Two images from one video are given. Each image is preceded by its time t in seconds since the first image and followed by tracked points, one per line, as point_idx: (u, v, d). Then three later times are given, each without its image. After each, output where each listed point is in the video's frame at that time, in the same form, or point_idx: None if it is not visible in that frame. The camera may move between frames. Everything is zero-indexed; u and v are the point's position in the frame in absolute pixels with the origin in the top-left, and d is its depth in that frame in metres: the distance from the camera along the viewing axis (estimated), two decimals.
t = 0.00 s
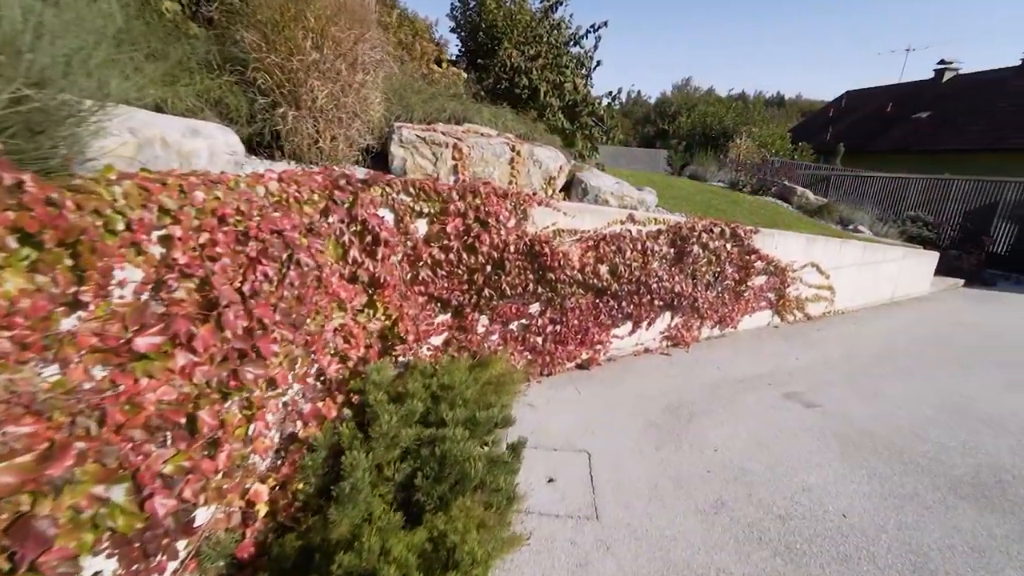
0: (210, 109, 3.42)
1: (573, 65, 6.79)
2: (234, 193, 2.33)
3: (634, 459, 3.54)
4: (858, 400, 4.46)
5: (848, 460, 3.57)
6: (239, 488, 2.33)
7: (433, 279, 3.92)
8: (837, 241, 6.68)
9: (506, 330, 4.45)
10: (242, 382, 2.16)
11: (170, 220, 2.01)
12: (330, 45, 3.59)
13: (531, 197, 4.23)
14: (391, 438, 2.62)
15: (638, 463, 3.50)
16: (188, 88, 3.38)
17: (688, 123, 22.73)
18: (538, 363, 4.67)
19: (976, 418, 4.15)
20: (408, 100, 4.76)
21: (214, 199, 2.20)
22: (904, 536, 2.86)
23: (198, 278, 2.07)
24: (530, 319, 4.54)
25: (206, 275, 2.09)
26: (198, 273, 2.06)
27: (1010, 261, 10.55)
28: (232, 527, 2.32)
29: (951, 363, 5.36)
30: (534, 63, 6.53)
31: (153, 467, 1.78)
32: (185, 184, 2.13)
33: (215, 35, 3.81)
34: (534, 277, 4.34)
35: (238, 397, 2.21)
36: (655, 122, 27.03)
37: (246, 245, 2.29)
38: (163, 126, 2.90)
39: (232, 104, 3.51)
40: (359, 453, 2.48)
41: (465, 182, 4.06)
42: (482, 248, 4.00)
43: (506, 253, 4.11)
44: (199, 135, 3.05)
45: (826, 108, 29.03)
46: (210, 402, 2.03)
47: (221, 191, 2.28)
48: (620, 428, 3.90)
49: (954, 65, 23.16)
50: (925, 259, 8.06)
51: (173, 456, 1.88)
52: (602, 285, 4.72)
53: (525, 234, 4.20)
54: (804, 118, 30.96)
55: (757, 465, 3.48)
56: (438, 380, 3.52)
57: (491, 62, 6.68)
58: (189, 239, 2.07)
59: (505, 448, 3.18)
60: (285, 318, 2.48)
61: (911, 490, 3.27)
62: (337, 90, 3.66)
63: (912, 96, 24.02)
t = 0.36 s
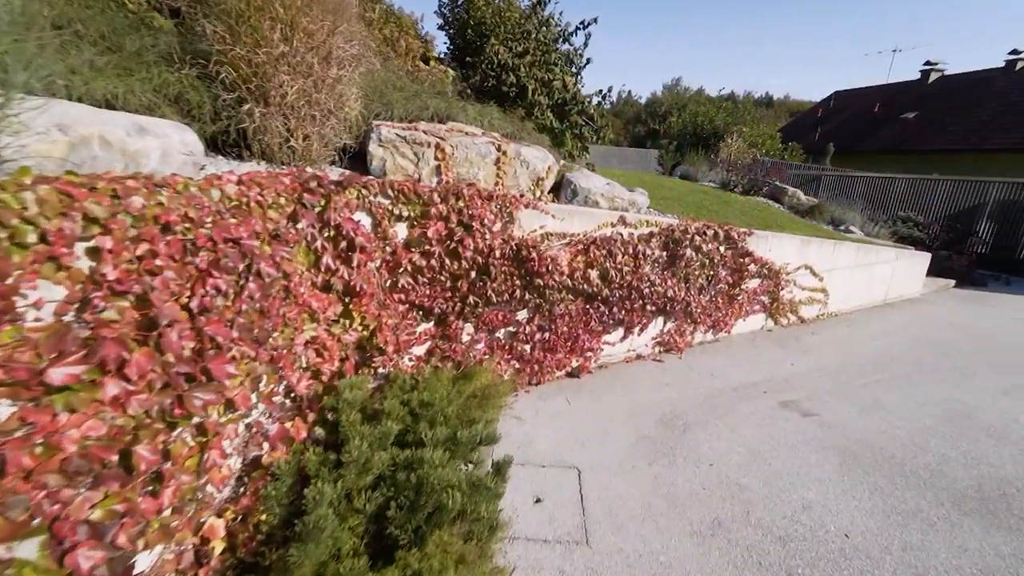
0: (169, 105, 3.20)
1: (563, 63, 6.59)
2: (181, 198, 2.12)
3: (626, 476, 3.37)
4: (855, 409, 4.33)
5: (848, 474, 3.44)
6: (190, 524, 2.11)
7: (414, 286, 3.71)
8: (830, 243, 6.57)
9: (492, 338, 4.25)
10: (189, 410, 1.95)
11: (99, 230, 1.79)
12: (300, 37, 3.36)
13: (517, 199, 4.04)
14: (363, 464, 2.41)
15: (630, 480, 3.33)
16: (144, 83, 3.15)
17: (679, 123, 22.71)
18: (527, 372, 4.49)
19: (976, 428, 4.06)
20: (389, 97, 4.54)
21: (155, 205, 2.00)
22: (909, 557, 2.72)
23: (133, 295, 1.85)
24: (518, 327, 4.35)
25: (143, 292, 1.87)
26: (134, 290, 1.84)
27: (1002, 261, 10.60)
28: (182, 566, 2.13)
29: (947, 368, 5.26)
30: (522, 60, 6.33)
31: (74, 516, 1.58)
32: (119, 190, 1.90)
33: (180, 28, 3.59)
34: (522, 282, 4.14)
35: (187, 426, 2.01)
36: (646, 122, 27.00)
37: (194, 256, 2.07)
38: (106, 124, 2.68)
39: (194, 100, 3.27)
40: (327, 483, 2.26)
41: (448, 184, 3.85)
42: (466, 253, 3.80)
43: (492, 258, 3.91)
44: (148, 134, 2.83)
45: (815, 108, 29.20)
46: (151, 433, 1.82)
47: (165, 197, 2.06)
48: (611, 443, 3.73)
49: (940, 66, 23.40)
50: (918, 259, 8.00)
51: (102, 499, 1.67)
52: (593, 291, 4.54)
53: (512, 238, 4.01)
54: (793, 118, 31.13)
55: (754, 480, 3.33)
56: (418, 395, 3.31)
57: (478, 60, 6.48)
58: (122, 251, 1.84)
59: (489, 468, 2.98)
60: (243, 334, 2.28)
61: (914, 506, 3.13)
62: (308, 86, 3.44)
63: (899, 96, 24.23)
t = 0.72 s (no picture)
0: (124, 100, 2.99)
1: (553, 59, 6.38)
2: (117, 202, 1.90)
3: (619, 494, 3.17)
4: (856, 418, 4.18)
5: (853, 489, 3.27)
6: (134, 566, 1.92)
7: (395, 294, 3.49)
8: (827, 244, 6.44)
9: (479, 347, 4.04)
10: (123, 443, 1.73)
11: (8, 241, 1.57)
12: (268, 27, 3.13)
13: (504, 201, 3.83)
14: (331, 494, 2.18)
15: (624, 499, 3.13)
16: (96, 76, 2.94)
17: (671, 123, 22.63)
18: (515, 381, 4.29)
19: (981, 437, 3.92)
20: (370, 94, 4.32)
21: (82, 210, 1.77)
22: None
23: (52, 315, 1.62)
24: (505, 335, 4.15)
25: (63, 310, 1.64)
26: (50, 308, 1.61)
27: (994, 261, 10.58)
28: None
29: (947, 374, 5.14)
30: (511, 56, 6.12)
31: None
32: (37, 193, 1.68)
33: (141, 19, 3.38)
34: (509, 288, 3.93)
35: (126, 459, 1.82)
36: (638, 122, 26.92)
37: (132, 268, 1.86)
38: (33, 117, 2.46)
39: (151, 94, 3.06)
40: (289, 518, 2.04)
41: (430, 185, 3.64)
42: (449, 258, 3.59)
43: (478, 263, 3.70)
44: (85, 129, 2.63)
45: (806, 108, 29.31)
46: (76, 473, 1.62)
47: (97, 201, 1.85)
48: (604, 457, 3.54)
49: (929, 66, 23.57)
50: (913, 260, 7.91)
51: (12, 553, 1.47)
52: (584, 296, 4.35)
53: (498, 242, 3.80)
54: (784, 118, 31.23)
55: (755, 498, 3.15)
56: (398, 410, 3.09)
57: (466, 57, 6.27)
58: (36, 263, 1.61)
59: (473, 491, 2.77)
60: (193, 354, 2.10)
61: (922, 524, 2.98)
62: (278, 80, 3.21)
63: (889, 96, 24.33)
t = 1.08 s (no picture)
0: (67, 94, 2.78)
1: (541, 56, 6.17)
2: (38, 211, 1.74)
3: (611, 516, 2.97)
4: (856, 427, 4.03)
5: (856, 506, 3.11)
6: None
7: (371, 302, 3.26)
8: (821, 245, 6.31)
9: (463, 357, 3.83)
10: (30, 488, 1.56)
11: None
12: (229, 15, 2.89)
13: (488, 203, 3.61)
14: (291, 532, 1.96)
15: (616, 520, 2.94)
16: (35, 66, 2.72)
17: (662, 123, 22.58)
18: (502, 393, 4.08)
19: (985, 446, 3.79)
20: (347, 90, 4.10)
21: None
22: None
23: None
24: (491, 344, 3.94)
25: None
26: None
27: (985, 261, 10.58)
28: None
29: (945, 378, 5.02)
30: (498, 53, 5.91)
31: None
32: None
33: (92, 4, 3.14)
34: (495, 295, 3.72)
35: (41, 506, 1.65)
36: (630, 122, 26.85)
37: (48, 284, 1.67)
38: None
39: (97, 88, 2.86)
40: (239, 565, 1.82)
41: (410, 186, 3.41)
42: (429, 265, 3.37)
43: (460, 269, 3.48)
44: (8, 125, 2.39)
45: (795, 109, 29.46)
46: None
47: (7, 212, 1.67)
48: (594, 475, 3.34)
49: (915, 68, 23.81)
50: (906, 261, 7.83)
51: None
52: (574, 302, 4.15)
53: (482, 247, 3.59)
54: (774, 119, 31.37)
55: (754, 517, 2.97)
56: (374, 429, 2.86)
57: (451, 53, 6.05)
58: None
59: (453, 520, 2.55)
60: (128, 378, 1.88)
61: (930, 544, 2.81)
62: (240, 73, 2.98)
63: (877, 97, 24.49)
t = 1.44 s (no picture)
0: None
1: (529, 52, 5.95)
2: None
3: (599, 540, 2.78)
4: (854, 438, 3.87)
5: (858, 526, 2.94)
6: None
7: (344, 314, 3.03)
8: (815, 247, 6.19)
9: (445, 370, 3.62)
10: None
11: None
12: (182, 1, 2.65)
13: (469, 205, 3.40)
14: None
15: (605, 546, 2.74)
16: None
17: (653, 122, 22.52)
18: (487, 405, 3.87)
19: (988, 457, 3.65)
20: (321, 86, 3.88)
21: None
22: None
23: None
24: (475, 354, 3.73)
25: None
26: None
27: (976, 261, 10.52)
28: None
29: (942, 383, 4.90)
30: (484, 49, 5.69)
31: None
32: None
33: None
34: (477, 304, 3.51)
35: None
36: (622, 122, 26.79)
37: None
38: None
39: (35, 81, 2.65)
40: None
41: (385, 188, 3.19)
42: (406, 272, 3.14)
43: (439, 276, 3.26)
44: None
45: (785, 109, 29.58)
46: None
47: None
48: (582, 495, 3.15)
49: (902, 69, 23.99)
50: (899, 262, 7.75)
51: None
52: (562, 310, 3.95)
53: (463, 252, 3.37)
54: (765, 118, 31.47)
55: (751, 540, 2.80)
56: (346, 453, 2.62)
57: (435, 49, 5.83)
58: None
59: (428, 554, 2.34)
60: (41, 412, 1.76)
61: (937, 567, 2.66)
62: (196, 66, 2.76)
63: (865, 97, 24.64)
